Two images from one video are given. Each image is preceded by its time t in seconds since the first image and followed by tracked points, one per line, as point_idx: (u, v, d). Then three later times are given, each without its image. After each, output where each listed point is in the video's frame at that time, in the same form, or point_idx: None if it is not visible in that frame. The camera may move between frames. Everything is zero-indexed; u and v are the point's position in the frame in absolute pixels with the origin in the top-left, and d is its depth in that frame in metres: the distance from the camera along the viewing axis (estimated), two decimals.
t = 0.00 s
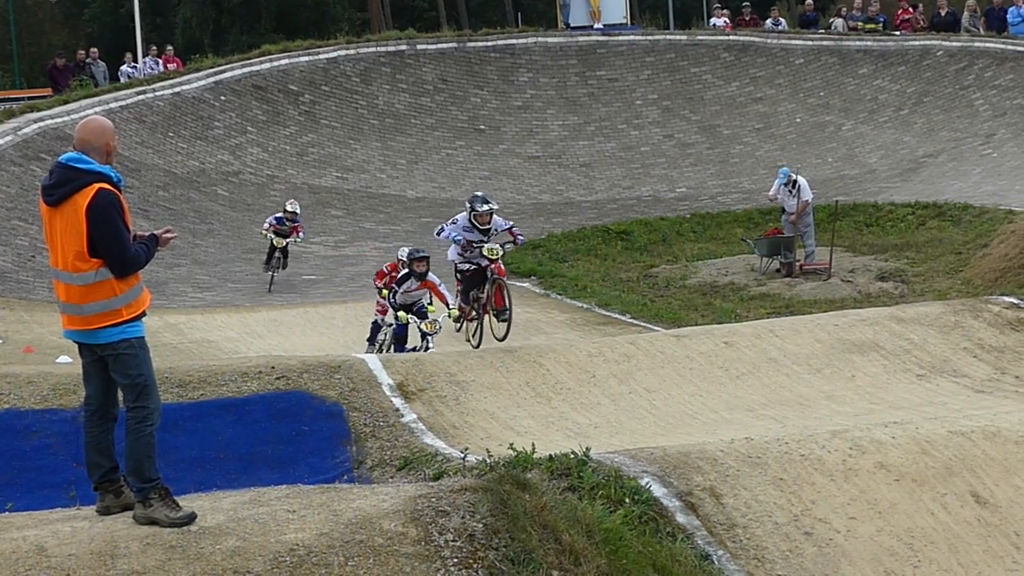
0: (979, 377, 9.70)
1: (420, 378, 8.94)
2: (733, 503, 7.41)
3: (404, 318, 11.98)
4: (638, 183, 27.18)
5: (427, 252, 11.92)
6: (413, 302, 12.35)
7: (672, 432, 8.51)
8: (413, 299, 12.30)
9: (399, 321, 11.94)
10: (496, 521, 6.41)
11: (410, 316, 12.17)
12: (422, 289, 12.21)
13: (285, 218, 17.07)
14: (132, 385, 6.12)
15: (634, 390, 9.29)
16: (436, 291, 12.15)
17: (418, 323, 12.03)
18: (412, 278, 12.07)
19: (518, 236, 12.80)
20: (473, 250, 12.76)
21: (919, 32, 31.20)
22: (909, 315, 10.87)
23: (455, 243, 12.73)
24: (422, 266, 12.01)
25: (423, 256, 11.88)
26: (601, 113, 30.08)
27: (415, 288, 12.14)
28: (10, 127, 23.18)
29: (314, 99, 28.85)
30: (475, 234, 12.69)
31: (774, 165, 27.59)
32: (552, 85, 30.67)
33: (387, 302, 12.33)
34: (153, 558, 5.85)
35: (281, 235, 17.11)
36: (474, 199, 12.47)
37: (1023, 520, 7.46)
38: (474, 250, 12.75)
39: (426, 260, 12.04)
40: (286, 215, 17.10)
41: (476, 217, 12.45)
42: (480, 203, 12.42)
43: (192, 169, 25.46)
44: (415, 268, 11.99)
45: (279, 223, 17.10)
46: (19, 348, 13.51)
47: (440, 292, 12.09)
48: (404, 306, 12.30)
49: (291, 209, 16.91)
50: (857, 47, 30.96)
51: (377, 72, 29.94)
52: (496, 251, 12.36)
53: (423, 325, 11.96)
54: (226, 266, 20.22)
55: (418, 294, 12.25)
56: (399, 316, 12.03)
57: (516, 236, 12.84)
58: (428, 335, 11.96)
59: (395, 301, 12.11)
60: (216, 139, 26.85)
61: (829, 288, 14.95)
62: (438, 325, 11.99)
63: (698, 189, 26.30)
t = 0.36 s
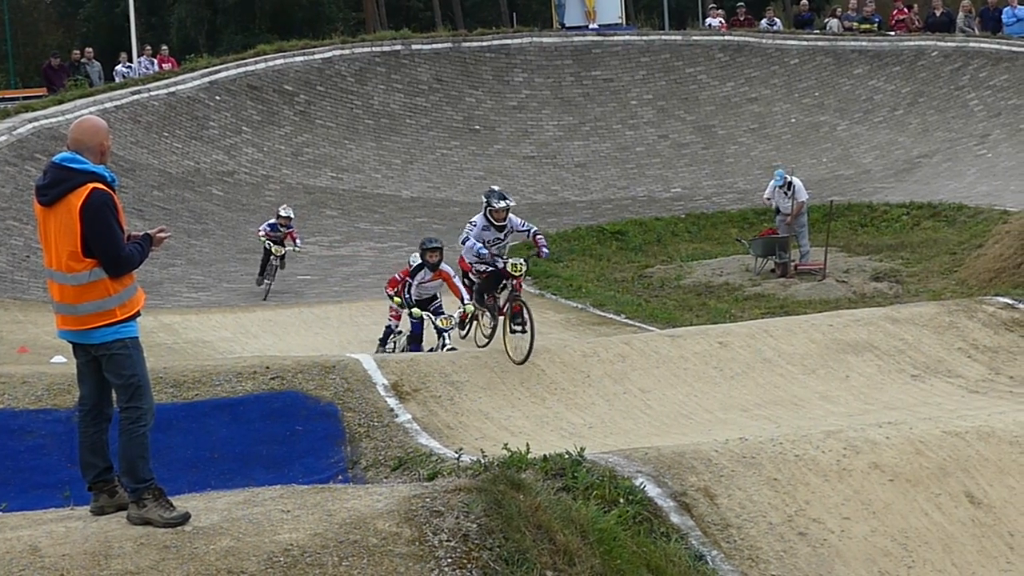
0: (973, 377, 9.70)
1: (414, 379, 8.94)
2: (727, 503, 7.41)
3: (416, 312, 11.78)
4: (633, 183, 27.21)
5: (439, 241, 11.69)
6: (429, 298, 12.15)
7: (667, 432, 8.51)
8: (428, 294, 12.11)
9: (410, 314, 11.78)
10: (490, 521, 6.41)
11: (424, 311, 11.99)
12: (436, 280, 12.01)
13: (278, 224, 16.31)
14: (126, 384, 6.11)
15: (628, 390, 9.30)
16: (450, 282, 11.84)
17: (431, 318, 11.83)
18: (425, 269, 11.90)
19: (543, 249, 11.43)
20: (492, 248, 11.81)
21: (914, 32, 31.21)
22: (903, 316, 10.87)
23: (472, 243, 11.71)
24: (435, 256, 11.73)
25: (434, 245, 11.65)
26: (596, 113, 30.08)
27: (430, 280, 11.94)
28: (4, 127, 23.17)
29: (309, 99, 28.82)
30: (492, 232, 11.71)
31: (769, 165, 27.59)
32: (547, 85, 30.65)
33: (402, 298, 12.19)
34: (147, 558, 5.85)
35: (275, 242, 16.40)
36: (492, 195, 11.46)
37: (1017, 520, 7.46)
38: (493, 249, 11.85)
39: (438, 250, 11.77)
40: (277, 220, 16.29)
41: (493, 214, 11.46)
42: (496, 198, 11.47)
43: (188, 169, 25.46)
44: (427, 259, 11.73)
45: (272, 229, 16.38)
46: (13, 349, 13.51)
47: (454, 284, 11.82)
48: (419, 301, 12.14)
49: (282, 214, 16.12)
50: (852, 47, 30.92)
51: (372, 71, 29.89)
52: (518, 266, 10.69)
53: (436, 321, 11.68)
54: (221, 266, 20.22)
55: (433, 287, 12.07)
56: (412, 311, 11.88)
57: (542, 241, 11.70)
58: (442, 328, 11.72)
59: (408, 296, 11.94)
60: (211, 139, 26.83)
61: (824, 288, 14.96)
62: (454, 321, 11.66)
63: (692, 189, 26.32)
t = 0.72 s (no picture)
0: (960, 373, 9.72)
1: (401, 374, 8.96)
2: (713, 498, 7.43)
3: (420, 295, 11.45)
4: (621, 179, 27.23)
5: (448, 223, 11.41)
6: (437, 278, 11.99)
7: (653, 427, 8.51)
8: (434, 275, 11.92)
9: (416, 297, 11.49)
10: (476, 516, 6.43)
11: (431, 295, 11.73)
12: (444, 259, 11.80)
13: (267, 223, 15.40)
14: (111, 380, 6.10)
15: (615, 386, 9.32)
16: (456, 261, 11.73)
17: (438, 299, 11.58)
18: (432, 248, 11.66)
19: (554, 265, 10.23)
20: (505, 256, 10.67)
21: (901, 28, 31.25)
22: (889, 311, 10.89)
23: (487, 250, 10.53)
24: (443, 239, 11.46)
25: (443, 227, 11.36)
26: (584, 108, 30.06)
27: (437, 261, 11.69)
28: None
29: (296, 94, 28.82)
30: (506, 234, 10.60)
31: (756, 161, 27.58)
32: (535, 80, 30.60)
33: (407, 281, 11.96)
34: (133, 554, 5.85)
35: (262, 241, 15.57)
36: (503, 193, 10.34)
37: (1002, 515, 7.46)
38: (505, 253, 10.70)
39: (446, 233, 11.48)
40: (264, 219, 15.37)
41: (507, 212, 10.36)
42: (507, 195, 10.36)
43: (175, 164, 25.49)
44: (433, 241, 11.45)
45: (260, 228, 15.51)
46: None
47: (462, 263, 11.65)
48: (424, 283, 11.94)
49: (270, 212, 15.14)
50: (839, 43, 30.85)
51: (359, 67, 29.81)
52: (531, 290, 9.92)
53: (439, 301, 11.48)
54: (208, 262, 20.22)
55: (439, 267, 11.86)
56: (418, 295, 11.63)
57: (549, 251, 10.47)
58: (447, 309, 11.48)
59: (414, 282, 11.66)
60: (199, 134, 26.80)
61: (811, 284, 14.98)
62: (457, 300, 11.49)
63: (680, 185, 26.32)
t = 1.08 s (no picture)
0: (945, 370, 9.73)
1: (387, 372, 8.97)
2: (699, 496, 7.44)
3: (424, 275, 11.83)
4: (607, 177, 27.16)
5: (459, 219, 11.35)
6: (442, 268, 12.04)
7: (638, 425, 8.51)
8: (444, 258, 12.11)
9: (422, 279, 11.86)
10: (462, 515, 6.43)
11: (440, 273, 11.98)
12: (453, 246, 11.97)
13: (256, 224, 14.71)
14: (96, 378, 6.08)
15: (602, 383, 9.33)
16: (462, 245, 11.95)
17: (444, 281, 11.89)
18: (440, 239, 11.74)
19: (567, 291, 8.77)
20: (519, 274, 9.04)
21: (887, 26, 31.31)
22: (876, 309, 10.91)
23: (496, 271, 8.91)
24: (453, 233, 11.45)
25: (452, 223, 11.34)
26: (570, 106, 30.04)
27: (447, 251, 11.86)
28: None
29: (282, 92, 28.79)
30: (522, 251, 8.87)
31: (742, 158, 27.55)
32: (521, 78, 30.58)
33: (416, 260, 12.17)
34: (119, 552, 5.84)
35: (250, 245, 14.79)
36: (515, 207, 8.62)
37: (988, 512, 7.43)
38: (518, 270, 9.02)
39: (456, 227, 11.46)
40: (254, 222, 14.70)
41: (519, 228, 8.67)
42: (521, 207, 8.61)
43: (160, 162, 25.57)
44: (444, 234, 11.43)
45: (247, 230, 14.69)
46: None
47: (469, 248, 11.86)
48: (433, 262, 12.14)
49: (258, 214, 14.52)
50: (826, 40, 30.93)
51: (346, 64, 29.80)
52: (545, 315, 8.55)
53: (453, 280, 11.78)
54: (194, 259, 20.20)
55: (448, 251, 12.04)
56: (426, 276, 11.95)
57: (566, 276, 8.84)
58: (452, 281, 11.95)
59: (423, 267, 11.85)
60: (184, 132, 26.83)
61: (797, 281, 14.99)
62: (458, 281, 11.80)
63: (666, 182, 26.30)
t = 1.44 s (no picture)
0: (925, 369, 9.75)
1: (367, 371, 8.98)
2: (679, 495, 7.45)
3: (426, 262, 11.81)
4: (588, 176, 27.08)
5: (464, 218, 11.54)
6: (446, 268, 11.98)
7: (619, 425, 8.50)
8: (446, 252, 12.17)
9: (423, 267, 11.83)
10: (442, 514, 6.43)
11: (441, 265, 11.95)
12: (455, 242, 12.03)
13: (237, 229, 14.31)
14: (75, 377, 6.06)
15: (582, 383, 9.35)
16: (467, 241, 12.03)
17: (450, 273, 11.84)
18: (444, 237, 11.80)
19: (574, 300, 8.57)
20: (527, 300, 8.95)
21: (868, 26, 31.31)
22: (855, 308, 10.96)
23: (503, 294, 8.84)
24: (458, 232, 11.60)
25: (458, 222, 11.52)
26: (551, 105, 29.98)
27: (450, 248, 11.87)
28: None
29: (263, 90, 28.78)
30: (530, 278, 8.81)
31: (723, 157, 27.51)
32: (503, 77, 30.52)
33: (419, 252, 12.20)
34: (97, 551, 5.83)
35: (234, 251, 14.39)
36: (520, 229, 8.60)
37: (967, 511, 7.44)
38: (528, 298, 8.94)
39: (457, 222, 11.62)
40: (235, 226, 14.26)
41: (526, 249, 8.58)
42: (528, 231, 8.62)
43: (141, 161, 25.58)
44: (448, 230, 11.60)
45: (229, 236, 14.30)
46: None
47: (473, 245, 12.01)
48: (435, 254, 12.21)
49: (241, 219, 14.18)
50: (806, 40, 30.97)
51: (327, 64, 29.75)
52: (550, 325, 8.14)
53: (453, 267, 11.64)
54: (173, 258, 20.17)
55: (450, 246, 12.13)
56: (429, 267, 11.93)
57: (575, 288, 8.76)
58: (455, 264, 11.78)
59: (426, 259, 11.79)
60: (165, 130, 26.84)
61: (777, 280, 15.00)
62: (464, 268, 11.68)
63: (647, 181, 26.26)
